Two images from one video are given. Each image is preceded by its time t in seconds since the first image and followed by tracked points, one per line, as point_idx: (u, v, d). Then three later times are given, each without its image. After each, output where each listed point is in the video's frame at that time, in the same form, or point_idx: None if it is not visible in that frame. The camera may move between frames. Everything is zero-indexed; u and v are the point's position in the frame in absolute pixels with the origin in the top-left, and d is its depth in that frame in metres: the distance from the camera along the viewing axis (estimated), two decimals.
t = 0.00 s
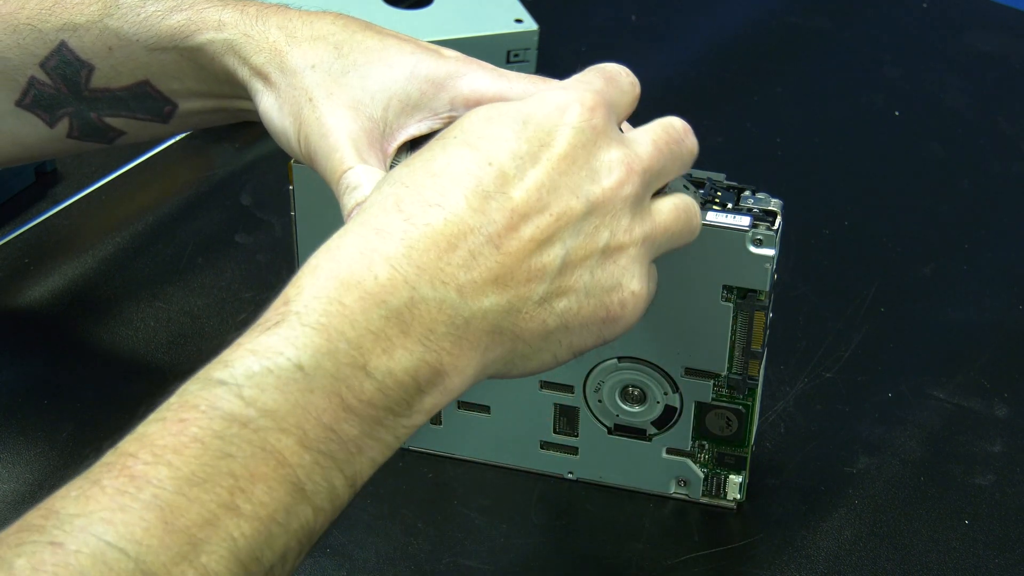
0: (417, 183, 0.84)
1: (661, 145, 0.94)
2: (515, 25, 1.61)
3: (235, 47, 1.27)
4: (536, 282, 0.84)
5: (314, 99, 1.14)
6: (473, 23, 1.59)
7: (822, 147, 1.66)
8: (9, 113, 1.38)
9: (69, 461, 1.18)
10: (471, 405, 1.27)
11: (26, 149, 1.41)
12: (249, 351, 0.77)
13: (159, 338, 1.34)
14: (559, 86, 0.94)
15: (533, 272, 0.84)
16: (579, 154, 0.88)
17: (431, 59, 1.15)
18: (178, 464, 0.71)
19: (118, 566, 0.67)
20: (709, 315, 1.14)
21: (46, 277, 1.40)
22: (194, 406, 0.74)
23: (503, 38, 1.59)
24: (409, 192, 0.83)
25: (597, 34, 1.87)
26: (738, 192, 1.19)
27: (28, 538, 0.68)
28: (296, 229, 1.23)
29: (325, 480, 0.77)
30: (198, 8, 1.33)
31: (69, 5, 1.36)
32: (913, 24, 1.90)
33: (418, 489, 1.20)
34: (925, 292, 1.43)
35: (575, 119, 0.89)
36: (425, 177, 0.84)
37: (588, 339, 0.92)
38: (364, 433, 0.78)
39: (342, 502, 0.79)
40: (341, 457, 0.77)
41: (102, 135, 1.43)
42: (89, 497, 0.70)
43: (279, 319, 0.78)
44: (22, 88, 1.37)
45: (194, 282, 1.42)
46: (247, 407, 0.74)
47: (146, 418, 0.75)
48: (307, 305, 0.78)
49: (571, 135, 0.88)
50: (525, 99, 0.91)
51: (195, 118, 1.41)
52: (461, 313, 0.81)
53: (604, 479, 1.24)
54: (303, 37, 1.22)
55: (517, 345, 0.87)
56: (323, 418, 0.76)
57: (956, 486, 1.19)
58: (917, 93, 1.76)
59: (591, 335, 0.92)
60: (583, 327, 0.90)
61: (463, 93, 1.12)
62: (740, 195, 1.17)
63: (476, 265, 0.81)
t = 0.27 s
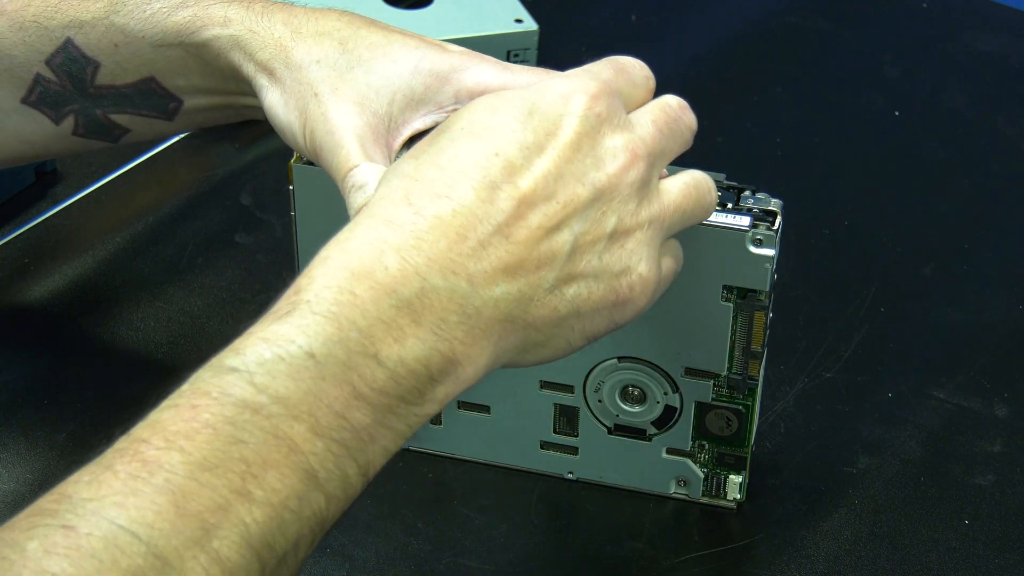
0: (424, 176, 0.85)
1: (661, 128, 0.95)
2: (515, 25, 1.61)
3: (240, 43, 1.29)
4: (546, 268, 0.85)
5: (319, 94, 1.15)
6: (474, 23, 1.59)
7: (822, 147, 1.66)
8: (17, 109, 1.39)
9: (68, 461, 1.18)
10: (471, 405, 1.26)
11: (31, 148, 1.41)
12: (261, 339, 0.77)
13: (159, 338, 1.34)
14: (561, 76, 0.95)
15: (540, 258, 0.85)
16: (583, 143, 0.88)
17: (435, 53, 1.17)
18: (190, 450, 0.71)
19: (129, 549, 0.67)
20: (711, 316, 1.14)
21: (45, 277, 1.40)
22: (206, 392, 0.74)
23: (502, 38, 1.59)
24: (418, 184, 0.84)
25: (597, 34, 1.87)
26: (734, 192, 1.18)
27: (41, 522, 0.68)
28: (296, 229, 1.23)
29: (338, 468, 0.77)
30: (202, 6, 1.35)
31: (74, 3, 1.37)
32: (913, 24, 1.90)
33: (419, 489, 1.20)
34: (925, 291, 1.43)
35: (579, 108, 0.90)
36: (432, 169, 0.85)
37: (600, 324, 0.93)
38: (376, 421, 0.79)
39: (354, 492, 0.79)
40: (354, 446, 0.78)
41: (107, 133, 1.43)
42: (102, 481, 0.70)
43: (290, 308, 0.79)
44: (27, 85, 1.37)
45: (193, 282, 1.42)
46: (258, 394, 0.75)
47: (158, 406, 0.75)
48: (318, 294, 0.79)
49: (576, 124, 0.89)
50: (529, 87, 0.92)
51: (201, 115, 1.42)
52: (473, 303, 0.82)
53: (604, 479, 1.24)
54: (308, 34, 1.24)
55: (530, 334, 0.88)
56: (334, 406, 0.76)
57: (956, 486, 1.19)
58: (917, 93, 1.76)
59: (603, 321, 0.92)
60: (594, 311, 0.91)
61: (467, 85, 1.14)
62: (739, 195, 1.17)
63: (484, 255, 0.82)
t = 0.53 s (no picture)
0: (444, 191, 0.85)
1: (666, 125, 0.96)
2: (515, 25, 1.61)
3: (246, 38, 1.29)
4: (571, 272, 0.85)
5: (324, 89, 1.16)
6: (474, 23, 1.60)
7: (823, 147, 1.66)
8: (20, 106, 1.39)
9: (69, 461, 1.18)
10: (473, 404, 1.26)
11: (36, 146, 1.42)
12: (285, 348, 0.77)
13: (158, 337, 1.34)
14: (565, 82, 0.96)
15: (566, 262, 0.85)
16: (596, 146, 0.89)
17: (440, 47, 1.17)
18: (210, 453, 0.72)
19: (146, 549, 0.67)
20: (712, 315, 1.14)
21: (45, 277, 1.40)
22: (229, 398, 0.75)
23: (503, 38, 1.59)
24: (439, 200, 0.84)
25: (599, 34, 1.87)
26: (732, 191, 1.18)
27: (58, 522, 0.68)
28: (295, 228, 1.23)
29: (359, 476, 0.76)
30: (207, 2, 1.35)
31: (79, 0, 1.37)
32: (913, 23, 1.90)
33: (423, 486, 1.20)
34: (925, 291, 1.43)
35: (589, 112, 0.90)
36: (451, 184, 0.85)
37: (626, 324, 0.92)
38: (401, 430, 0.78)
39: (378, 500, 0.79)
40: (377, 454, 0.77)
41: (110, 131, 1.44)
42: (120, 482, 0.70)
43: (314, 318, 0.79)
44: (32, 82, 1.37)
45: (192, 281, 1.42)
46: (280, 400, 0.75)
47: (182, 409, 0.75)
48: (342, 303, 0.79)
49: (588, 128, 0.89)
50: (538, 93, 0.92)
51: (204, 113, 1.43)
52: (498, 311, 0.82)
53: (604, 479, 1.24)
54: (314, 28, 1.25)
55: (560, 339, 0.88)
56: (356, 412, 0.76)
57: (956, 486, 1.19)
58: (917, 93, 1.76)
59: (628, 321, 0.92)
60: (618, 312, 0.91)
61: (472, 79, 1.14)
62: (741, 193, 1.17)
63: (511, 264, 0.82)
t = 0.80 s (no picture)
0: (454, 207, 0.85)
1: (690, 139, 0.96)
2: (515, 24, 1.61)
3: (246, 39, 1.29)
4: (580, 290, 0.85)
5: (325, 90, 1.16)
6: (473, 24, 1.60)
7: (822, 147, 1.66)
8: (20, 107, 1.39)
9: (69, 462, 1.18)
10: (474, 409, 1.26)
11: (37, 146, 1.42)
12: (288, 364, 0.77)
13: (158, 338, 1.34)
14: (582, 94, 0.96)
15: (575, 279, 0.84)
16: (609, 160, 0.88)
17: (440, 47, 1.17)
18: (212, 471, 0.72)
19: (147, 567, 0.67)
20: (711, 314, 1.13)
21: (46, 277, 1.40)
22: (231, 415, 0.75)
23: (503, 37, 1.59)
24: (448, 216, 0.85)
25: (599, 34, 1.87)
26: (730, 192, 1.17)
27: (59, 538, 0.68)
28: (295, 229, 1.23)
29: (362, 495, 0.76)
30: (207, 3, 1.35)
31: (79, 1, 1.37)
32: (913, 24, 1.89)
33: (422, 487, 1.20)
34: (925, 291, 1.43)
35: (604, 125, 0.90)
36: (461, 199, 0.86)
37: (639, 340, 0.92)
38: (405, 449, 0.78)
39: (379, 520, 0.79)
40: (380, 474, 0.77)
41: (112, 132, 1.43)
42: (122, 499, 0.70)
43: (320, 334, 0.79)
44: (33, 83, 1.38)
45: (193, 282, 1.42)
46: (283, 417, 0.74)
47: (186, 426, 0.75)
48: (347, 320, 0.79)
49: (602, 142, 0.89)
50: (554, 107, 0.93)
51: (206, 113, 1.42)
52: (503, 330, 0.81)
53: (604, 478, 1.24)
54: (313, 29, 1.25)
55: (570, 357, 0.88)
56: (360, 433, 0.76)
57: (956, 485, 1.19)
58: (917, 93, 1.76)
59: (642, 335, 0.92)
60: (632, 329, 0.91)
61: (472, 76, 1.14)
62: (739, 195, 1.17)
63: (517, 285, 0.82)
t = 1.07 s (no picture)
0: (454, 215, 0.83)
1: (659, 122, 0.96)
2: (515, 24, 1.61)
3: (251, 36, 1.29)
4: (581, 288, 0.84)
5: (329, 85, 1.16)
6: (475, 24, 1.60)
7: (824, 146, 1.66)
8: (24, 104, 1.39)
9: (70, 461, 1.19)
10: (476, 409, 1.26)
11: (41, 143, 1.42)
12: (301, 371, 0.77)
13: (158, 338, 1.34)
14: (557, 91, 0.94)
15: (576, 278, 0.84)
16: (597, 158, 0.87)
17: (444, 42, 1.17)
18: (224, 474, 0.72)
19: (158, 568, 0.68)
20: (713, 313, 1.14)
21: (46, 277, 1.40)
22: (242, 419, 0.75)
23: (504, 37, 1.59)
24: (448, 225, 0.83)
25: (600, 33, 1.87)
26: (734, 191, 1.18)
27: (70, 539, 0.69)
28: (296, 229, 1.23)
29: (373, 500, 0.76)
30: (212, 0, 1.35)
31: None
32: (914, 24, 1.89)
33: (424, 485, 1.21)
34: (927, 292, 1.43)
35: (588, 123, 0.88)
36: (459, 207, 0.84)
37: (636, 331, 0.92)
38: (416, 454, 0.78)
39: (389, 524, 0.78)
40: (393, 481, 0.77)
41: (115, 130, 1.43)
42: (133, 501, 0.71)
43: (330, 344, 0.78)
44: (36, 81, 1.37)
45: (192, 281, 1.42)
46: (295, 424, 0.74)
47: (195, 429, 0.75)
48: (358, 331, 0.78)
49: (588, 140, 0.87)
50: (534, 105, 0.91)
51: (209, 111, 1.42)
52: (513, 336, 0.81)
53: (604, 478, 1.24)
54: (317, 25, 1.25)
55: (575, 358, 0.87)
56: (374, 439, 0.76)
57: (955, 485, 1.19)
58: (918, 93, 1.76)
59: (637, 329, 0.92)
60: (630, 321, 0.90)
61: (477, 72, 1.15)
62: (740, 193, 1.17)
63: (525, 291, 0.81)
